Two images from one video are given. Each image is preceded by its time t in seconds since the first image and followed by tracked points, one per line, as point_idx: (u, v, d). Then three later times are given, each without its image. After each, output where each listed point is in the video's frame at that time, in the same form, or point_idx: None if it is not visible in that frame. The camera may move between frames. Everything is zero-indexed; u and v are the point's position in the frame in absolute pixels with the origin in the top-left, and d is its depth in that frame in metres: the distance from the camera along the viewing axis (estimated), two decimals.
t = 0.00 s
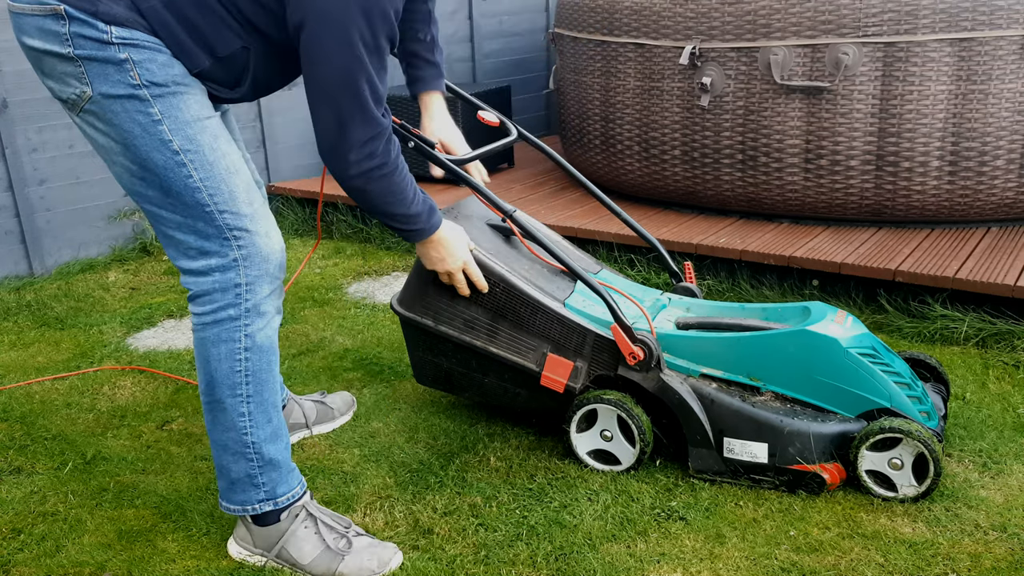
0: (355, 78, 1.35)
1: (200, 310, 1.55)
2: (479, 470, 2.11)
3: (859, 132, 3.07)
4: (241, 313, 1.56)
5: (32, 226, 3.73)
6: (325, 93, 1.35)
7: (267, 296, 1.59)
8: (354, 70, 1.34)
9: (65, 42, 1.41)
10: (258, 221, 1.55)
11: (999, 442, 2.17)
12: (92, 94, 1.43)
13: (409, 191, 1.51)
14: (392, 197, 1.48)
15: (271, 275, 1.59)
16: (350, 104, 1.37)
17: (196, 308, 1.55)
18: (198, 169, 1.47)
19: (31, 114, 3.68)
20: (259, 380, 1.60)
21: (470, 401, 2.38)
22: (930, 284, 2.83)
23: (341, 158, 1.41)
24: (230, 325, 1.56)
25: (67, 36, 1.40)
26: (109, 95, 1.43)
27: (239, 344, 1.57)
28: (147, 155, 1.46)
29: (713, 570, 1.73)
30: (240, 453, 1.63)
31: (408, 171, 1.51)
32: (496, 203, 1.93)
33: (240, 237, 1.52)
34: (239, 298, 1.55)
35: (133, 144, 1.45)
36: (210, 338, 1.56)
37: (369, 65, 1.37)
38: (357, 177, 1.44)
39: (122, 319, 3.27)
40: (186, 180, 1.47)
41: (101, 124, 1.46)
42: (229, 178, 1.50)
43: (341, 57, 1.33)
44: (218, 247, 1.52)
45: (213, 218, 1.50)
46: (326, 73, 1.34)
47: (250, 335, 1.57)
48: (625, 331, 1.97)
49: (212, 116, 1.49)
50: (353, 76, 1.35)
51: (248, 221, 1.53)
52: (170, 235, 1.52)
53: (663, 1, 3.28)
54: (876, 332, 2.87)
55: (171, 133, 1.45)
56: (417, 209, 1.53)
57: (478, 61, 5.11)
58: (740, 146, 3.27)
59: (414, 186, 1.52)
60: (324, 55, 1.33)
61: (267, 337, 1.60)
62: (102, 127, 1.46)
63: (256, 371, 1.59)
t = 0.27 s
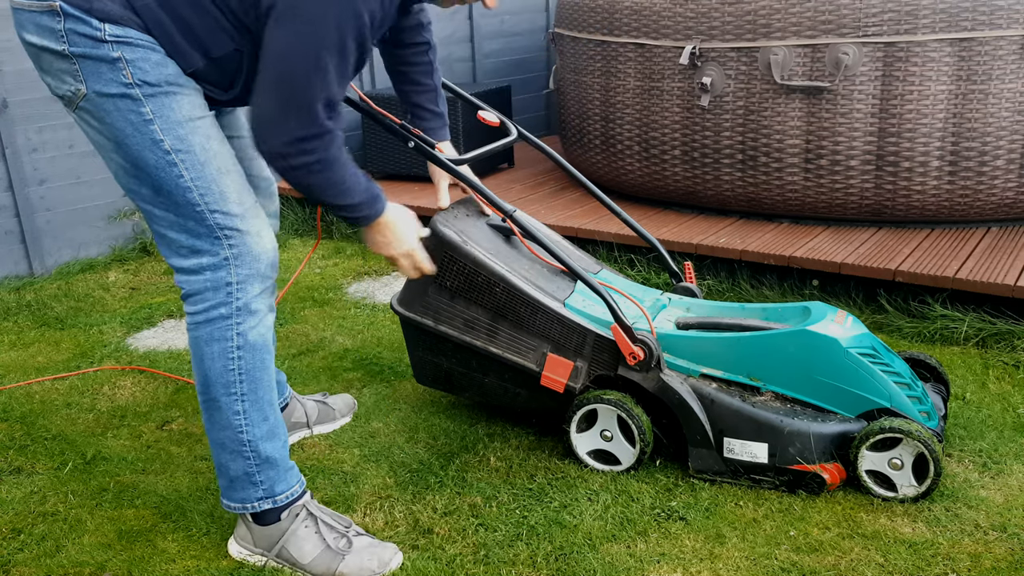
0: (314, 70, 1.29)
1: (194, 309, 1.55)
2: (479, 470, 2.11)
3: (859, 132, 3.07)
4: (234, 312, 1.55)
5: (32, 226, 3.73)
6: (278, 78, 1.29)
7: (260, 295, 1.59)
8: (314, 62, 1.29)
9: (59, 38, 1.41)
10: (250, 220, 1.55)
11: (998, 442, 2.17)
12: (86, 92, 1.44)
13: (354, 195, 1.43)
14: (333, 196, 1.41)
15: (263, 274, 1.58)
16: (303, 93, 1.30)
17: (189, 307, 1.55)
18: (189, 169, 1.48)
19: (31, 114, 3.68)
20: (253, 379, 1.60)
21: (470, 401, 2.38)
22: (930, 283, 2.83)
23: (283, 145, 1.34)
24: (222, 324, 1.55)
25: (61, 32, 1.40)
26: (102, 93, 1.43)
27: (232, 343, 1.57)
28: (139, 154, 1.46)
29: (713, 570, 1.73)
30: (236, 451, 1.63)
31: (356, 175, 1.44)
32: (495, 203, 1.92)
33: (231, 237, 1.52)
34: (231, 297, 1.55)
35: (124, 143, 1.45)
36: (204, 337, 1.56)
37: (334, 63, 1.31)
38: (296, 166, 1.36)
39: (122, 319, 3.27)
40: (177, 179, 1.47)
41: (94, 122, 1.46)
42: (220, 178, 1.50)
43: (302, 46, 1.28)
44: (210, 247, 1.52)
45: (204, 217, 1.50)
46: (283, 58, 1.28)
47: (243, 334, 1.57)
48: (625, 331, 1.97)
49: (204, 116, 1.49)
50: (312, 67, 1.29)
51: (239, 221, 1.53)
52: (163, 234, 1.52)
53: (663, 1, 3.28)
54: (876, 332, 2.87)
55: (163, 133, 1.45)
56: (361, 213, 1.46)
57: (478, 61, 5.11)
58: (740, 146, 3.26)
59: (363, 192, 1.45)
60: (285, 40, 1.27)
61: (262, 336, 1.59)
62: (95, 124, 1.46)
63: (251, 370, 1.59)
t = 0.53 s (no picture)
0: (273, 97, 1.30)
1: (187, 312, 1.55)
2: (479, 470, 2.11)
3: (859, 132, 3.07)
4: (225, 316, 1.55)
5: (32, 226, 3.73)
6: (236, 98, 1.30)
7: (252, 299, 1.57)
8: (274, 90, 1.29)
9: (46, 46, 1.40)
10: (239, 225, 1.51)
11: (998, 442, 2.17)
12: (72, 98, 1.43)
13: (291, 218, 1.45)
14: (271, 216, 1.42)
15: (254, 278, 1.56)
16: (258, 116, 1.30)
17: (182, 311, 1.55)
18: (172, 175, 1.45)
19: (31, 114, 3.68)
20: (246, 382, 1.59)
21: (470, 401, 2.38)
22: (930, 283, 2.83)
23: (231, 159, 1.35)
24: (214, 328, 1.55)
25: (47, 40, 1.40)
26: (88, 99, 1.43)
27: (224, 347, 1.56)
28: (125, 161, 1.46)
29: (713, 570, 1.73)
30: (231, 454, 1.62)
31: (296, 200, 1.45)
32: (495, 203, 1.91)
33: (219, 242, 1.50)
34: (221, 302, 1.54)
35: (110, 148, 1.45)
36: (196, 341, 1.56)
37: (294, 95, 1.31)
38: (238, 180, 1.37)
39: (122, 319, 3.27)
40: (161, 186, 1.46)
41: (83, 128, 1.46)
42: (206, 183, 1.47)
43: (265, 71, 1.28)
44: (199, 252, 1.51)
45: (190, 223, 1.48)
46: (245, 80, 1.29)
47: (234, 338, 1.56)
48: (625, 331, 1.97)
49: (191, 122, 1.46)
50: (271, 93, 1.29)
51: (228, 225, 1.50)
52: (155, 237, 1.53)
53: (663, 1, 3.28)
54: (876, 332, 2.87)
55: (147, 139, 1.44)
56: (296, 235, 1.47)
57: (479, 61, 5.11)
58: (740, 146, 3.26)
59: (300, 217, 1.46)
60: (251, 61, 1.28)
61: (254, 339, 1.58)
62: (84, 130, 1.47)
63: (243, 373, 1.59)
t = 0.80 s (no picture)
0: (268, 119, 1.32)
1: (184, 317, 1.55)
2: (479, 470, 2.11)
3: (859, 132, 3.07)
4: (222, 320, 1.54)
5: (32, 226, 3.73)
6: (231, 119, 1.32)
7: (249, 303, 1.57)
8: (268, 112, 1.31)
9: (34, 54, 1.40)
10: (235, 229, 1.51)
11: (999, 442, 2.17)
12: (62, 106, 1.44)
13: (291, 232, 1.47)
14: (270, 230, 1.45)
15: (250, 282, 1.56)
16: (252, 137, 1.33)
17: (179, 315, 1.55)
18: (166, 181, 1.45)
19: (31, 114, 3.68)
20: (244, 386, 1.59)
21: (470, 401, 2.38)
22: (929, 283, 2.83)
23: (228, 176, 1.37)
24: (211, 333, 1.55)
25: (36, 48, 1.40)
26: (79, 106, 1.43)
27: (221, 352, 1.56)
28: (118, 167, 1.46)
29: (713, 570, 1.73)
30: (228, 458, 1.62)
31: (296, 215, 1.47)
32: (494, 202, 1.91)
33: (215, 247, 1.50)
34: (218, 306, 1.54)
35: (103, 155, 1.46)
36: (194, 345, 1.55)
37: (289, 115, 1.33)
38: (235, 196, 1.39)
39: (122, 319, 3.27)
40: (155, 191, 1.46)
41: (74, 134, 1.47)
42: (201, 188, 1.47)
43: (258, 93, 1.30)
44: (195, 256, 1.51)
45: (186, 228, 1.48)
46: (238, 103, 1.30)
47: (231, 343, 1.56)
48: (625, 331, 1.97)
49: (185, 127, 1.47)
50: (266, 115, 1.31)
51: (224, 229, 1.50)
52: (151, 243, 1.53)
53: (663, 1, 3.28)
54: (876, 332, 2.87)
55: (141, 145, 1.44)
56: (295, 249, 1.50)
57: (479, 61, 5.11)
58: (740, 146, 3.26)
59: (300, 231, 1.48)
60: (244, 83, 1.29)
61: (251, 344, 1.58)
62: (76, 137, 1.47)
63: (241, 378, 1.58)
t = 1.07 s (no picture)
0: (267, 122, 1.32)
1: (182, 318, 1.54)
2: (479, 470, 2.11)
3: (859, 132, 3.07)
4: (221, 322, 1.54)
5: (32, 226, 3.73)
6: (229, 122, 1.32)
7: (248, 305, 1.57)
8: (267, 115, 1.31)
9: (30, 55, 1.40)
10: (234, 231, 1.51)
11: (999, 442, 2.16)
12: (58, 108, 1.43)
13: (288, 234, 1.47)
14: (268, 233, 1.45)
15: (249, 284, 1.56)
16: (252, 140, 1.33)
17: (177, 317, 1.55)
18: (164, 183, 1.45)
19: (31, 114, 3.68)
20: (242, 389, 1.59)
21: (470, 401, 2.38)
22: (929, 283, 2.83)
23: (228, 179, 1.37)
24: (210, 335, 1.55)
25: (31, 49, 1.40)
26: (75, 108, 1.43)
27: (219, 354, 1.56)
28: (115, 169, 1.46)
29: (713, 570, 1.73)
30: (227, 460, 1.62)
31: (294, 217, 1.47)
32: (491, 202, 1.91)
33: (214, 248, 1.50)
34: (217, 308, 1.54)
35: (100, 157, 1.45)
36: (192, 347, 1.55)
37: (288, 118, 1.33)
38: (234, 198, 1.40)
39: (122, 319, 3.27)
40: (153, 193, 1.46)
41: (70, 136, 1.47)
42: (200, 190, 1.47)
43: (257, 96, 1.30)
44: (193, 258, 1.51)
45: (184, 230, 1.48)
46: (237, 105, 1.30)
47: (230, 345, 1.56)
48: (624, 331, 1.97)
49: (183, 129, 1.47)
50: (265, 118, 1.31)
51: (223, 231, 1.50)
52: (149, 244, 1.53)
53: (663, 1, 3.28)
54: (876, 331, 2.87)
55: (138, 146, 1.44)
56: (293, 252, 1.50)
57: (479, 61, 5.11)
58: (740, 146, 3.26)
59: (298, 233, 1.48)
60: (243, 86, 1.29)
61: (250, 346, 1.58)
62: (72, 140, 1.47)
63: (239, 380, 1.58)
